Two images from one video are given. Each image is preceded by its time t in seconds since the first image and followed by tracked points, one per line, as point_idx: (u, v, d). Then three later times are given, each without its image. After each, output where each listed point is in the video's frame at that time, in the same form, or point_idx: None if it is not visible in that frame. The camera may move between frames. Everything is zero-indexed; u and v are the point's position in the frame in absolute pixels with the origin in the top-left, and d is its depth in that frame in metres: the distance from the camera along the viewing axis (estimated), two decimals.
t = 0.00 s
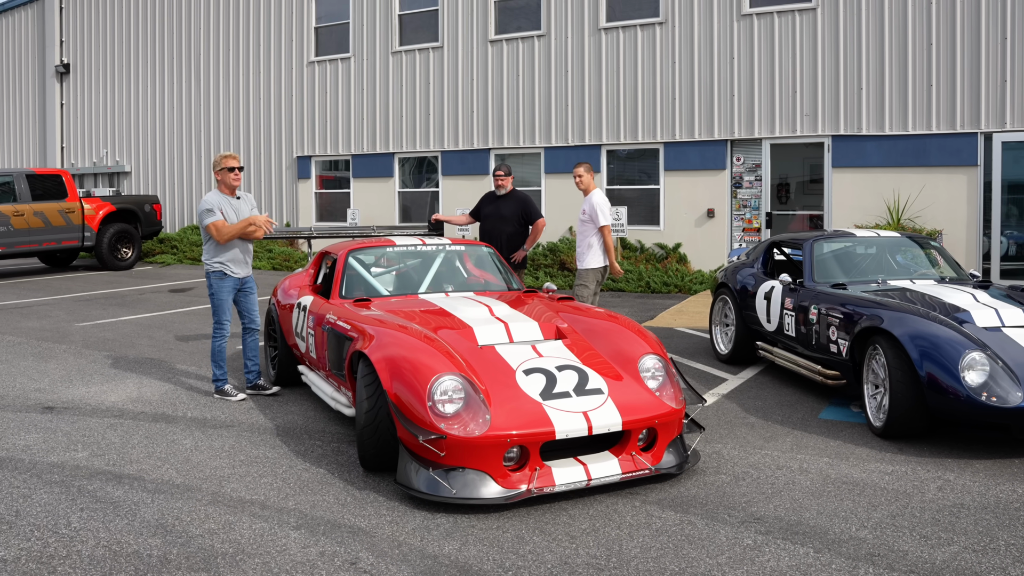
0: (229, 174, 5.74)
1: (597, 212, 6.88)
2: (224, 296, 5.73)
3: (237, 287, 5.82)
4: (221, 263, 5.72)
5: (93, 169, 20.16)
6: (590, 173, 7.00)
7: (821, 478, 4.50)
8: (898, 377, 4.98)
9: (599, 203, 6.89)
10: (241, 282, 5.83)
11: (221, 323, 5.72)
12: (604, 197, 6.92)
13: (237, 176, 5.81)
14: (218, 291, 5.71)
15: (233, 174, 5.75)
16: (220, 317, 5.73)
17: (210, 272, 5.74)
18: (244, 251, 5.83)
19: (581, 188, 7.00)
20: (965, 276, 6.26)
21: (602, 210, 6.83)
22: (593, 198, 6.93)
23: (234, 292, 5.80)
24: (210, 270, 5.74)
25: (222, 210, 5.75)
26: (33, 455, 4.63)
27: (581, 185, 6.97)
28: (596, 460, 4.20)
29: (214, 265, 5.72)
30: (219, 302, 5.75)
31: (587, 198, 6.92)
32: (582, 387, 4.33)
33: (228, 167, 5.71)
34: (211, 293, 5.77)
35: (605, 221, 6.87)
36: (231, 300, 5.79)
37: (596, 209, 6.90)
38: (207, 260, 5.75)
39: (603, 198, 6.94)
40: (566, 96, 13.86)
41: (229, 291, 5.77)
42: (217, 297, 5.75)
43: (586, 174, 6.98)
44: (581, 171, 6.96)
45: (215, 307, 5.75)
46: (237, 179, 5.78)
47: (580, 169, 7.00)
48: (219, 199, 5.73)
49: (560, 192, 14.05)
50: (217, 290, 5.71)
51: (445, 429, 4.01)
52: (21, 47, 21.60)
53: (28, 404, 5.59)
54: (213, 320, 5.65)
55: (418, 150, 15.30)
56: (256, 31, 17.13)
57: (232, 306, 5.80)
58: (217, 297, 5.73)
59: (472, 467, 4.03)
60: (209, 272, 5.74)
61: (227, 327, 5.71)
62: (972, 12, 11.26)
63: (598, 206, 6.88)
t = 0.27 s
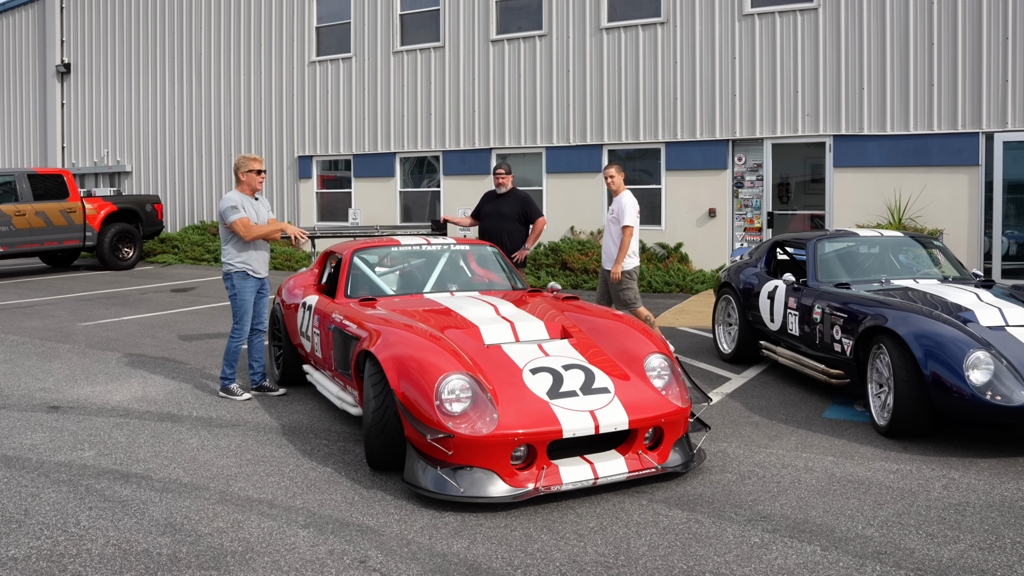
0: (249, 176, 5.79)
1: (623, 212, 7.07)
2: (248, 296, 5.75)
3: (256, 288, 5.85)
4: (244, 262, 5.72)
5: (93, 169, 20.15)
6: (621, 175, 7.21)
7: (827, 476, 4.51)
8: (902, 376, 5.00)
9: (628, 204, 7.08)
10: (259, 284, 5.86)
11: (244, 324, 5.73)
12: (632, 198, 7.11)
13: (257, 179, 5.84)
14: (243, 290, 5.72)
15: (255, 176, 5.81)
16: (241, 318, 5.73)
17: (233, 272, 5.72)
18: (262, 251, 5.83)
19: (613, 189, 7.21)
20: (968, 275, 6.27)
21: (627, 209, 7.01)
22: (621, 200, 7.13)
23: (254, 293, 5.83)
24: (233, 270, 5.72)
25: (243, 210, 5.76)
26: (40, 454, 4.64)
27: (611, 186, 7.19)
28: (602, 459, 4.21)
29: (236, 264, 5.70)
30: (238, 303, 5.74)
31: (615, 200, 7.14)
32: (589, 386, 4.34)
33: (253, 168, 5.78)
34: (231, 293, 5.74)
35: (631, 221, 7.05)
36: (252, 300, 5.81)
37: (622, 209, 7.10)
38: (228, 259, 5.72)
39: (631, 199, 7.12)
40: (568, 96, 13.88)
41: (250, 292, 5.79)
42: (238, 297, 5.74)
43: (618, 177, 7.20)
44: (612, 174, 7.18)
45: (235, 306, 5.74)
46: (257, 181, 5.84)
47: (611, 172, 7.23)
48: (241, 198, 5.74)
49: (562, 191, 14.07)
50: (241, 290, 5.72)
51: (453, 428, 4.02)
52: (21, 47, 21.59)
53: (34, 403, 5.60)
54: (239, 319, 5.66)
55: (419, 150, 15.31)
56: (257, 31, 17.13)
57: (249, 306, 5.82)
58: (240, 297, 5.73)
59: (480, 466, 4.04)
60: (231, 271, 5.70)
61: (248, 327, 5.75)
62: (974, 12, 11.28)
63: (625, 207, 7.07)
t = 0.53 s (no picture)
0: (266, 178, 5.78)
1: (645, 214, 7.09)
2: (261, 296, 5.74)
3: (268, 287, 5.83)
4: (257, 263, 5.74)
5: (93, 169, 20.14)
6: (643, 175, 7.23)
7: (829, 475, 4.52)
8: (902, 375, 5.00)
9: (651, 205, 7.10)
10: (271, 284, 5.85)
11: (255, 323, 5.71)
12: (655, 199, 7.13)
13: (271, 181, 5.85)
14: (255, 290, 5.71)
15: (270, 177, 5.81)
16: (253, 317, 5.72)
17: (246, 272, 5.72)
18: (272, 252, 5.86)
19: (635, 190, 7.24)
20: (969, 275, 6.27)
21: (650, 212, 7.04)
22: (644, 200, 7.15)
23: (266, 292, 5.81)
24: (247, 269, 5.72)
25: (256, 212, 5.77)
26: (42, 454, 4.64)
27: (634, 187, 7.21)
28: (605, 458, 4.21)
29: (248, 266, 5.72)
30: (249, 302, 5.73)
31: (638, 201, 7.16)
32: (590, 385, 4.34)
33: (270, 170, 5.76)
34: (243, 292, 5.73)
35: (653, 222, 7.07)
36: (264, 300, 5.79)
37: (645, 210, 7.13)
38: (241, 260, 5.73)
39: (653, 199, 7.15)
40: (568, 96, 13.88)
41: (262, 291, 5.77)
42: (249, 297, 5.73)
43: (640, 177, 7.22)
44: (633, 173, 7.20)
45: (246, 305, 5.72)
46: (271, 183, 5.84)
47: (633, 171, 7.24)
48: (254, 199, 5.75)
49: (562, 191, 14.07)
50: (253, 290, 5.71)
51: (456, 427, 4.02)
52: (21, 47, 21.58)
53: (35, 403, 5.59)
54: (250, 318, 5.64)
55: (419, 150, 15.31)
56: (257, 31, 17.13)
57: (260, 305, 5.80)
58: (252, 296, 5.72)
59: (483, 465, 4.05)
60: (243, 272, 5.72)
61: (259, 327, 5.73)
62: (974, 13, 11.29)
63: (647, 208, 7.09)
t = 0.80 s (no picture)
0: (270, 179, 5.78)
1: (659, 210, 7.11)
2: (263, 297, 5.73)
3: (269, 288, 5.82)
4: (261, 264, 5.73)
5: (93, 169, 20.13)
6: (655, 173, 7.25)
7: (830, 475, 4.51)
8: (903, 374, 5.00)
9: (663, 202, 7.12)
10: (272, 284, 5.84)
11: (256, 324, 5.70)
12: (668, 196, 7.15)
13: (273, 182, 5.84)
14: (258, 291, 5.70)
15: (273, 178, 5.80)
16: (253, 317, 5.71)
17: (249, 273, 5.70)
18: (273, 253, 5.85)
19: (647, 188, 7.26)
20: (969, 275, 6.27)
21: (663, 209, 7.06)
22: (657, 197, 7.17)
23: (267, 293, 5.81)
24: (249, 270, 5.70)
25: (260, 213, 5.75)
26: (42, 454, 4.63)
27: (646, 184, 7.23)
28: (606, 458, 4.21)
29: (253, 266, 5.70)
30: (250, 303, 5.72)
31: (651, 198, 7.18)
32: (591, 385, 4.34)
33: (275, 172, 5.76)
34: (245, 292, 5.72)
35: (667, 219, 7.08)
36: (265, 300, 5.78)
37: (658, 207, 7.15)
38: (244, 260, 5.70)
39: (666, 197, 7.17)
40: (567, 96, 13.88)
41: (263, 293, 5.76)
42: (251, 298, 5.72)
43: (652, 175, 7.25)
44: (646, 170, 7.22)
45: (247, 306, 5.71)
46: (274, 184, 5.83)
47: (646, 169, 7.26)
48: (258, 200, 5.73)
49: (562, 191, 14.07)
50: (256, 290, 5.70)
51: (456, 427, 4.02)
52: (21, 47, 21.57)
53: (36, 403, 5.59)
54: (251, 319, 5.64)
55: (419, 150, 15.31)
56: (257, 31, 17.12)
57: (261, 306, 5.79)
58: (253, 297, 5.70)
59: (483, 465, 4.04)
60: (247, 273, 5.70)
61: (260, 328, 5.72)
62: (974, 12, 11.29)
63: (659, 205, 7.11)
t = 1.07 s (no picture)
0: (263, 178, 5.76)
1: (670, 208, 7.10)
2: (260, 297, 5.71)
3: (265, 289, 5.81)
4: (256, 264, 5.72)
5: (92, 168, 20.11)
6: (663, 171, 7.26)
7: (828, 475, 4.50)
8: (903, 374, 4.98)
9: (673, 199, 7.11)
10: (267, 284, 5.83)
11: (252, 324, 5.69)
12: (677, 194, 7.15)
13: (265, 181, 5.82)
14: (254, 291, 5.69)
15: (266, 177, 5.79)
16: (250, 318, 5.70)
17: (245, 273, 5.69)
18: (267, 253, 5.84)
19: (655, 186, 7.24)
20: (968, 274, 6.25)
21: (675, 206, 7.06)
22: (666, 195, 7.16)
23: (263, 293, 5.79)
24: (245, 270, 5.69)
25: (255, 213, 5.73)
26: (38, 454, 4.62)
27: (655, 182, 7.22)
28: (603, 458, 4.19)
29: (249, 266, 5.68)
30: (247, 303, 5.70)
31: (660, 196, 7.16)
32: (589, 385, 4.32)
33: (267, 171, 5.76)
34: (241, 292, 5.70)
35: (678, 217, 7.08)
36: (261, 301, 5.77)
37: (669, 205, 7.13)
38: (240, 261, 5.68)
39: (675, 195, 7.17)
40: (566, 95, 13.87)
41: (259, 293, 5.75)
42: (247, 298, 5.70)
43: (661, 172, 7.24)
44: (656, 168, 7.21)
45: (244, 307, 5.69)
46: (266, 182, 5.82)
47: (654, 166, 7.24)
48: (252, 200, 5.71)
49: (561, 190, 14.05)
50: (253, 290, 5.69)
51: (453, 427, 4.01)
52: (19, 46, 21.55)
53: (32, 403, 5.57)
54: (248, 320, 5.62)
55: (418, 149, 15.29)
56: (256, 30, 17.10)
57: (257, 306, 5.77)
58: (250, 298, 5.69)
59: (480, 465, 4.02)
60: (243, 273, 5.68)
61: (256, 329, 5.71)
62: (973, 12, 11.28)
63: (670, 203, 7.09)
